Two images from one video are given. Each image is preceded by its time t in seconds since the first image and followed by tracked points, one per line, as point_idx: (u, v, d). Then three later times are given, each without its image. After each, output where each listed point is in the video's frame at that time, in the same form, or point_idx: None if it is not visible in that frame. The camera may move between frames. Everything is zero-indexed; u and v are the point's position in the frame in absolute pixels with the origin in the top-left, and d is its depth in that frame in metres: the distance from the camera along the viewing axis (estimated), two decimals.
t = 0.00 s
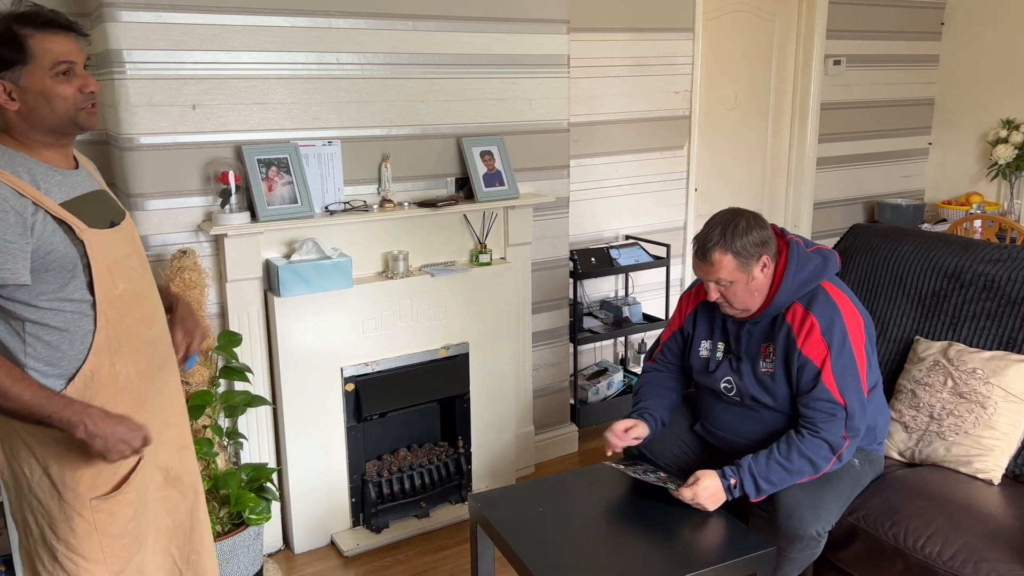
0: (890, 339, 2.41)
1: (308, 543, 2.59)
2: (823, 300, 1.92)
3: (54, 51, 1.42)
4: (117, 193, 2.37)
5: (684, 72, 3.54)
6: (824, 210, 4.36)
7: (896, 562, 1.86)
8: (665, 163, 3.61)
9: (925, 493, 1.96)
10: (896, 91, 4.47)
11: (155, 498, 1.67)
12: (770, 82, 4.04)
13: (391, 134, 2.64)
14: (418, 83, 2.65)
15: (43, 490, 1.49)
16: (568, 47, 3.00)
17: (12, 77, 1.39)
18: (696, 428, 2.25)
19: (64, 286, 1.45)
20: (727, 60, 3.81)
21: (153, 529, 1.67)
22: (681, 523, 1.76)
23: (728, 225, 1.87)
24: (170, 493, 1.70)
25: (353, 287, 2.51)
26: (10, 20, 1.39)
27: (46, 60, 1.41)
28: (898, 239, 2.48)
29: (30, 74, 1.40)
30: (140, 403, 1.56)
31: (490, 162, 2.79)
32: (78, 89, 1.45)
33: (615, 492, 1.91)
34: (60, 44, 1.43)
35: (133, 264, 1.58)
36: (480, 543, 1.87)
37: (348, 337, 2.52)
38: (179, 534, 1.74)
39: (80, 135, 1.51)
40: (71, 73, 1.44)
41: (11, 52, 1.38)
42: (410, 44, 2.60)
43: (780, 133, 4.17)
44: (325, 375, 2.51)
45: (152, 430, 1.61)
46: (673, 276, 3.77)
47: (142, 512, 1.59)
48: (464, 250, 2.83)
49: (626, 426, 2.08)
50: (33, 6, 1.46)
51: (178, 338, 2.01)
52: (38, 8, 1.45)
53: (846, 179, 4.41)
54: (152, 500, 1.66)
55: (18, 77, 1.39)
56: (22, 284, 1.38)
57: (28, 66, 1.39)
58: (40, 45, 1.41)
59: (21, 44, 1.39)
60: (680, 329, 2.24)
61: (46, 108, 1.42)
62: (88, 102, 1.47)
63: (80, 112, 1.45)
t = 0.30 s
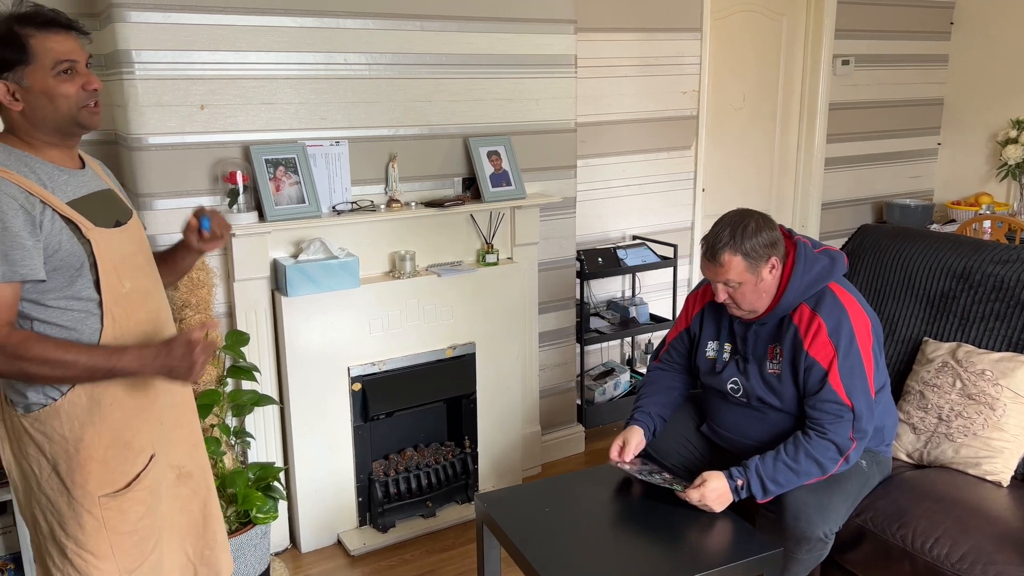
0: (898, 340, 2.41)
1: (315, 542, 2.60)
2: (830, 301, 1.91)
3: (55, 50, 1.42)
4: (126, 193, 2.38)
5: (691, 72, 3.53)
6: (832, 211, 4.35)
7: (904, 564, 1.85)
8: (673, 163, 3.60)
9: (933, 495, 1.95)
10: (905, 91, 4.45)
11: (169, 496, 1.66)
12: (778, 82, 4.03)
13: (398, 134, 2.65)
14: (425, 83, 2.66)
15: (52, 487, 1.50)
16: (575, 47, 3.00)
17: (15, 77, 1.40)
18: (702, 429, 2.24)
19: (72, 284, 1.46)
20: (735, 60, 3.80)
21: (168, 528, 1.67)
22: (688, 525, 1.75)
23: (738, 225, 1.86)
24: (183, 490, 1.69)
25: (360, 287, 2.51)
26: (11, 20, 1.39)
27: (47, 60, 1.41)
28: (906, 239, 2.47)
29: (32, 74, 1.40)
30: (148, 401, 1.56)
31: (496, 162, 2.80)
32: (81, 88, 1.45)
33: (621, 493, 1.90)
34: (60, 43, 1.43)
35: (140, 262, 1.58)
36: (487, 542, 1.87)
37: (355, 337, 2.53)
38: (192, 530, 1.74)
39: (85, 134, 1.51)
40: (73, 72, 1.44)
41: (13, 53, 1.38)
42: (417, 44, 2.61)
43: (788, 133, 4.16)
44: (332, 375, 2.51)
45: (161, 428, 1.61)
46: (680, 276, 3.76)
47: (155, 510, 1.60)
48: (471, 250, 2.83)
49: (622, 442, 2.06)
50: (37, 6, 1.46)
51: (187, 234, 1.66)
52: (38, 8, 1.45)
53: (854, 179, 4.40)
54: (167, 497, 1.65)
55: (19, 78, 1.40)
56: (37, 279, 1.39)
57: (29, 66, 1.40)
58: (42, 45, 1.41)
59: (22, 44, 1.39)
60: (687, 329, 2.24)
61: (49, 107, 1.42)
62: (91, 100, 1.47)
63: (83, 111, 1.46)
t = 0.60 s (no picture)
0: (906, 341, 2.40)
1: (321, 541, 2.60)
2: (837, 302, 1.91)
3: (50, 48, 1.42)
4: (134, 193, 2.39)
5: (698, 72, 3.52)
6: (840, 211, 4.34)
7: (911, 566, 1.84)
8: (680, 163, 3.59)
9: (940, 496, 1.94)
10: (913, 91, 4.44)
11: (182, 494, 1.68)
12: (786, 82, 4.02)
13: (405, 134, 2.65)
14: (432, 83, 2.66)
15: (60, 486, 1.51)
16: (582, 47, 3.00)
17: (10, 77, 1.39)
18: (709, 429, 2.24)
19: (75, 282, 1.47)
20: (742, 60, 3.79)
21: (183, 524, 1.69)
22: (694, 526, 1.75)
23: (746, 226, 1.86)
24: (196, 487, 1.72)
25: (366, 286, 2.52)
26: (5, 20, 1.39)
27: (42, 58, 1.41)
28: (914, 240, 2.46)
29: (27, 73, 1.40)
30: (155, 400, 1.57)
31: (503, 161, 2.79)
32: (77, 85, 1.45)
33: (627, 493, 1.90)
34: (55, 41, 1.43)
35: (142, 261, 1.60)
36: (492, 542, 1.87)
37: (362, 336, 2.53)
38: (206, 527, 1.76)
39: (84, 132, 1.51)
40: (68, 69, 1.44)
41: (8, 53, 1.38)
42: (423, 44, 2.61)
43: (795, 133, 4.15)
44: (338, 374, 2.52)
45: (170, 426, 1.62)
46: (687, 276, 3.75)
47: (166, 507, 1.61)
48: (477, 250, 2.83)
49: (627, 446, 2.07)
50: (32, 5, 1.46)
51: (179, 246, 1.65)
52: (32, 7, 1.45)
53: (862, 179, 4.38)
54: (180, 494, 1.67)
55: (15, 77, 1.40)
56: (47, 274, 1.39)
57: (24, 65, 1.40)
58: (37, 43, 1.41)
59: (17, 43, 1.39)
60: (693, 330, 2.23)
61: (45, 106, 1.42)
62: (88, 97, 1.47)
63: (80, 108, 1.45)
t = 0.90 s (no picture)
0: (911, 342, 2.39)
1: (325, 540, 2.61)
2: (842, 303, 1.90)
3: (51, 47, 1.43)
4: (139, 193, 2.39)
5: (703, 72, 3.52)
6: (845, 211, 4.33)
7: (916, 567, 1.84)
8: (684, 163, 3.59)
9: (945, 497, 1.94)
10: (919, 91, 4.43)
11: (188, 496, 1.69)
12: (791, 81, 4.01)
13: (409, 134, 2.65)
14: (437, 83, 2.66)
15: (62, 486, 1.52)
16: (587, 47, 2.99)
17: (13, 77, 1.40)
18: (713, 430, 2.23)
19: (76, 284, 1.48)
20: (748, 60, 3.79)
21: (190, 527, 1.69)
22: (698, 526, 1.75)
23: (754, 225, 1.86)
24: (202, 489, 1.72)
25: (371, 287, 2.52)
26: (7, 21, 1.40)
27: (43, 57, 1.42)
28: (919, 240, 2.46)
29: (29, 73, 1.41)
30: (158, 401, 1.58)
31: (507, 162, 2.80)
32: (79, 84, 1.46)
33: (631, 493, 1.90)
34: (56, 40, 1.44)
35: (145, 263, 1.60)
36: (496, 543, 1.87)
37: (366, 336, 2.54)
38: (212, 528, 1.77)
39: (88, 131, 1.51)
40: (70, 68, 1.45)
41: (10, 53, 1.39)
42: (428, 45, 2.61)
43: (800, 134, 4.14)
44: (342, 374, 2.52)
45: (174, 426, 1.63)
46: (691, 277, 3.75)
47: (170, 508, 1.61)
48: (481, 250, 2.83)
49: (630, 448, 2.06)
50: (34, 7, 1.47)
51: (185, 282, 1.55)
52: (34, 8, 1.47)
53: (867, 180, 4.37)
54: (186, 496, 1.68)
55: (17, 77, 1.41)
56: (47, 275, 1.40)
57: (27, 64, 1.40)
58: (38, 44, 1.41)
59: (17, 43, 1.40)
60: (698, 330, 2.23)
61: (47, 105, 1.43)
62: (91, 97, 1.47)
63: (82, 107, 1.46)
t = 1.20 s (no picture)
0: (917, 343, 2.39)
1: (330, 539, 2.61)
2: (847, 303, 1.90)
3: (56, 47, 1.43)
4: (145, 193, 2.40)
5: (708, 73, 3.52)
6: (850, 212, 4.32)
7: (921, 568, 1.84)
8: (689, 163, 3.59)
9: (951, 498, 1.93)
10: (925, 91, 4.41)
11: (190, 493, 1.70)
12: (797, 82, 4.00)
13: (414, 135, 2.66)
14: (442, 83, 2.66)
15: (66, 483, 1.52)
16: (592, 47, 2.99)
17: (18, 76, 1.41)
18: (717, 431, 2.23)
19: (82, 280, 1.48)
20: (753, 60, 3.78)
21: (192, 524, 1.70)
22: (702, 527, 1.75)
23: (789, 206, 1.93)
24: (204, 486, 1.73)
25: (375, 286, 2.53)
26: (13, 20, 1.41)
27: (48, 56, 1.42)
28: (925, 241, 2.45)
29: (34, 72, 1.41)
30: (161, 398, 1.59)
31: (512, 162, 2.80)
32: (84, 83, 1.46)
33: (635, 494, 1.90)
34: (62, 39, 1.44)
35: (149, 260, 1.61)
36: (500, 543, 1.88)
37: (370, 336, 2.54)
38: (213, 525, 1.77)
39: (93, 130, 1.52)
40: (75, 67, 1.45)
41: (16, 51, 1.40)
42: (433, 45, 2.62)
43: (806, 134, 4.13)
44: (347, 374, 2.53)
45: (177, 424, 1.64)
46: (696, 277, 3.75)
47: (172, 505, 1.62)
48: (485, 250, 2.84)
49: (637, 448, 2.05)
50: (40, 6, 1.48)
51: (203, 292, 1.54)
52: (39, 8, 1.48)
53: (872, 180, 4.36)
54: (188, 494, 1.69)
55: (22, 75, 1.41)
56: (53, 270, 1.41)
57: (32, 63, 1.41)
58: (42, 43, 1.42)
59: (23, 42, 1.40)
60: (703, 330, 2.23)
61: (52, 103, 1.43)
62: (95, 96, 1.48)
63: (85, 107, 1.46)
